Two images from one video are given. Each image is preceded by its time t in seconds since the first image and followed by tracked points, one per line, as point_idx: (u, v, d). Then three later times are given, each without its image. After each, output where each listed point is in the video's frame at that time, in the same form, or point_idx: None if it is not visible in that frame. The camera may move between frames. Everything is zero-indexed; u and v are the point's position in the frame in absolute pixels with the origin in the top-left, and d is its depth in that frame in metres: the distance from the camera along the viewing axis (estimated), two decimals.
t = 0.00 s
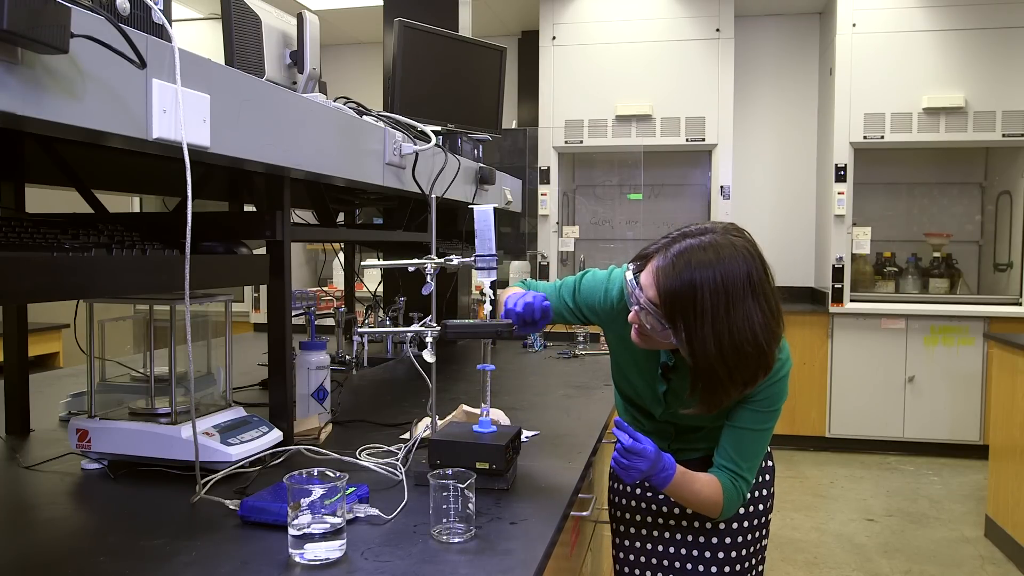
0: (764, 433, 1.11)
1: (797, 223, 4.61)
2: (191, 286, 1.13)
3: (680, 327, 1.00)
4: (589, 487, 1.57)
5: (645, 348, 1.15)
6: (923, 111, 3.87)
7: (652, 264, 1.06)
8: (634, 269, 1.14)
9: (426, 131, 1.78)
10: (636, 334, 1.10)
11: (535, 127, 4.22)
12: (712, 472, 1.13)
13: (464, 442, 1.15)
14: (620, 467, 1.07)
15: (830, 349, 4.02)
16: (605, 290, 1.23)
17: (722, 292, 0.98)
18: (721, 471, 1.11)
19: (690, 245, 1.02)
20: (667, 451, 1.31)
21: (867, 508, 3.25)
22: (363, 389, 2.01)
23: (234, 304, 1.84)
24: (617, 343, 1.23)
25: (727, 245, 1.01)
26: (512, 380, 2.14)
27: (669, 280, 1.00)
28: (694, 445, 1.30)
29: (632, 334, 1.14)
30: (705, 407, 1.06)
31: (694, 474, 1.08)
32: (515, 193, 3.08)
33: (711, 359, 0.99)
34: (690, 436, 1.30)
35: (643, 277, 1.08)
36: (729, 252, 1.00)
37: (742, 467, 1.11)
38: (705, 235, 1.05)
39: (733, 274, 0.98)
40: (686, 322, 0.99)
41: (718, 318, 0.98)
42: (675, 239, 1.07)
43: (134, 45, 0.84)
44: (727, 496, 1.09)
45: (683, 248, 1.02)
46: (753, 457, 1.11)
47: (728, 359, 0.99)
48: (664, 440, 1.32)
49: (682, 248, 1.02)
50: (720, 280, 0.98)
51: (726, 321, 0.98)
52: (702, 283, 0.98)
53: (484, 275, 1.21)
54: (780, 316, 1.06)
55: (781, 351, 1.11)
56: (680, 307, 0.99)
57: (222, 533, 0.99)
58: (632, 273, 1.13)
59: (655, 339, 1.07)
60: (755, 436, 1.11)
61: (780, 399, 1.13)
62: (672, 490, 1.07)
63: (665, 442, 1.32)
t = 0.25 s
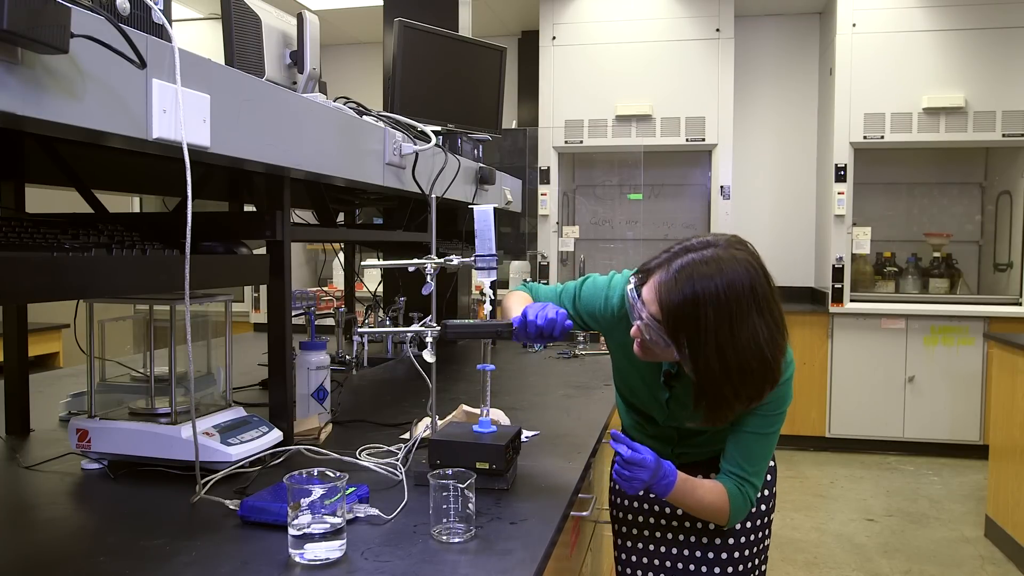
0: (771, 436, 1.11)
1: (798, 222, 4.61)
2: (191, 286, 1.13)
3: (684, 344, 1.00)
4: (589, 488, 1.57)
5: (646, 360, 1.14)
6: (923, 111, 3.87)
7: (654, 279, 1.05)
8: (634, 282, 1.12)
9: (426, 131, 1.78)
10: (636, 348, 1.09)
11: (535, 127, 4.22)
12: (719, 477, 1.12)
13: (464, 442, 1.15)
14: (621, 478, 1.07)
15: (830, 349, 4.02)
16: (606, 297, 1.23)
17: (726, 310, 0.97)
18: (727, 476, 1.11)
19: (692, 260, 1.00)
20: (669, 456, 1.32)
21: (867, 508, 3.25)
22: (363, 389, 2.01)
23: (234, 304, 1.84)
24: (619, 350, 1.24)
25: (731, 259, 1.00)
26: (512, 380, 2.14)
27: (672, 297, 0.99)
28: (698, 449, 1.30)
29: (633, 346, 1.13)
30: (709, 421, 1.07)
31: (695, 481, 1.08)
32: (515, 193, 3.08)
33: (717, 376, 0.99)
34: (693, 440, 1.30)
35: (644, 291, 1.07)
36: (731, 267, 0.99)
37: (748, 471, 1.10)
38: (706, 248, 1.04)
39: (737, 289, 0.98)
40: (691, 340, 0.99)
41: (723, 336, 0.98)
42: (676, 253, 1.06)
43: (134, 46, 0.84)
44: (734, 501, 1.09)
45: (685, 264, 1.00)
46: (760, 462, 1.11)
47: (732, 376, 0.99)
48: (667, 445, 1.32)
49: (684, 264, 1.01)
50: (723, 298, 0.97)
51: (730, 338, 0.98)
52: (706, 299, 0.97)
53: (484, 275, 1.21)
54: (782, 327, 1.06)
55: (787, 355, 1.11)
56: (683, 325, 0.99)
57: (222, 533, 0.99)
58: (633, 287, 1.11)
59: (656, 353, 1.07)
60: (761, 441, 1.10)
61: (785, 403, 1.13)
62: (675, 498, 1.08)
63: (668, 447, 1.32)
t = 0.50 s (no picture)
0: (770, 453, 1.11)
1: (798, 222, 4.61)
2: (191, 285, 1.13)
3: (682, 386, 0.99)
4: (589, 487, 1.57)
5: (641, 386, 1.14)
6: (923, 111, 3.87)
7: (655, 316, 1.03)
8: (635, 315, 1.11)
9: (426, 131, 1.78)
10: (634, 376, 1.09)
11: (535, 127, 4.22)
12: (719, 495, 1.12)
13: (464, 441, 1.15)
14: (624, 508, 1.07)
15: (830, 349, 4.02)
16: (603, 318, 1.26)
17: (726, 358, 0.95)
18: (726, 493, 1.11)
19: (694, 301, 0.98)
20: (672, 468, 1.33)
21: (867, 509, 3.25)
22: (363, 389, 2.01)
23: (234, 305, 1.84)
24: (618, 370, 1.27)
25: (734, 301, 0.97)
26: (513, 380, 2.14)
27: (671, 339, 0.98)
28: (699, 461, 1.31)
29: (630, 373, 1.13)
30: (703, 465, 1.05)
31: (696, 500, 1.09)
32: (515, 193, 3.08)
33: (713, 421, 0.97)
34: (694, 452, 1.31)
35: (643, 325, 1.06)
36: (736, 311, 0.97)
37: (745, 489, 1.10)
38: (710, 287, 1.02)
39: (738, 333, 0.96)
40: (689, 384, 0.97)
41: (721, 383, 0.96)
42: (679, 290, 1.04)
43: (134, 46, 0.85)
44: (733, 518, 1.09)
45: (687, 305, 0.98)
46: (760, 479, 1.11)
47: (729, 423, 0.98)
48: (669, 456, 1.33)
49: (686, 304, 0.99)
50: (724, 342, 0.96)
51: (729, 384, 0.96)
52: (706, 343, 0.96)
53: (484, 275, 1.21)
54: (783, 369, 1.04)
55: (787, 376, 1.10)
56: (682, 368, 0.97)
57: (222, 533, 0.99)
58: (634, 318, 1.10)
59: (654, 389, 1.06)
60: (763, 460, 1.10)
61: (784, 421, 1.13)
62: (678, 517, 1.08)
63: (668, 457, 1.33)
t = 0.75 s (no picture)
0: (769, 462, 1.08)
1: (798, 222, 4.61)
2: (191, 285, 1.13)
3: (680, 406, 0.99)
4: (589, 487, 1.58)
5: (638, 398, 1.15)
6: (923, 111, 3.87)
7: (654, 333, 1.04)
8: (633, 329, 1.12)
9: (425, 131, 1.79)
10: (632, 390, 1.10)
11: (535, 127, 4.22)
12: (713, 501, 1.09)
13: (465, 441, 1.15)
14: (616, 505, 1.10)
15: (830, 349, 4.02)
16: (602, 327, 1.26)
17: (724, 378, 0.95)
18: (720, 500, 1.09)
19: (693, 320, 0.99)
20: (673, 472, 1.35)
21: (867, 509, 3.25)
22: (363, 389, 2.01)
23: (234, 305, 1.85)
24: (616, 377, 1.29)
25: (734, 323, 0.97)
26: (512, 380, 2.14)
27: (669, 357, 0.98)
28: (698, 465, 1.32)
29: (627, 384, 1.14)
30: (702, 487, 1.05)
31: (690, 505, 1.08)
32: (515, 193, 3.08)
33: (710, 445, 0.97)
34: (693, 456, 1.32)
35: (643, 341, 1.06)
36: (735, 332, 0.97)
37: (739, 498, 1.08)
38: (710, 307, 1.02)
39: (737, 357, 0.96)
40: (686, 404, 0.97)
41: (719, 404, 0.96)
42: (681, 308, 1.04)
43: (134, 46, 0.85)
44: (724, 527, 1.08)
45: (687, 323, 0.99)
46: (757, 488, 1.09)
47: (727, 445, 0.97)
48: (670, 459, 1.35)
49: (685, 323, 0.99)
50: (723, 363, 0.95)
51: (727, 405, 0.96)
52: (704, 365, 0.96)
53: (484, 275, 1.21)
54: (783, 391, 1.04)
55: (785, 387, 1.10)
56: (680, 387, 0.98)
57: (222, 533, 0.99)
58: (632, 333, 1.11)
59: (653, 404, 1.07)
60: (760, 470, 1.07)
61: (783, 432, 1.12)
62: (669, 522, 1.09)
63: (669, 460, 1.35)
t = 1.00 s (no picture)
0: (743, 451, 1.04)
1: (798, 222, 4.61)
2: (191, 285, 1.13)
3: (675, 385, 0.99)
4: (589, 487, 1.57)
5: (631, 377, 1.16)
6: (923, 111, 3.87)
7: (654, 310, 1.04)
8: (633, 305, 1.12)
9: (426, 131, 1.79)
10: (626, 368, 1.11)
11: (535, 127, 4.22)
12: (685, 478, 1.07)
13: (465, 441, 1.15)
14: (581, 406, 1.03)
15: (831, 348, 4.02)
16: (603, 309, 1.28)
17: (721, 360, 0.95)
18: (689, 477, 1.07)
19: (694, 301, 0.99)
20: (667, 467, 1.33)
21: (867, 508, 3.25)
22: (363, 389, 2.01)
23: (234, 305, 1.85)
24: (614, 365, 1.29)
25: (734, 306, 0.98)
26: (512, 380, 2.14)
27: (667, 335, 0.99)
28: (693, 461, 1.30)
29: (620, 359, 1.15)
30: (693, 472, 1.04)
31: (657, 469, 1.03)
32: (515, 193, 3.08)
33: (705, 428, 0.97)
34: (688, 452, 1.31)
35: (642, 320, 1.06)
36: (735, 315, 0.97)
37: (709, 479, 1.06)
38: (712, 291, 1.02)
39: (735, 340, 0.96)
40: (681, 383, 0.98)
41: (714, 385, 0.96)
42: (683, 290, 1.04)
43: (135, 46, 0.85)
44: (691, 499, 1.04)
45: (687, 303, 0.99)
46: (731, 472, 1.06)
47: (721, 429, 0.97)
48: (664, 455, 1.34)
49: (686, 302, 0.99)
50: (720, 345, 0.95)
51: (722, 388, 0.96)
52: (701, 346, 0.96)
53: (484, 275, 1.21)
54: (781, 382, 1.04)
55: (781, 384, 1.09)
56: (676, 366, 0.98)
57: (223, 533, 1.00)
58: (632, 309, 1.11)
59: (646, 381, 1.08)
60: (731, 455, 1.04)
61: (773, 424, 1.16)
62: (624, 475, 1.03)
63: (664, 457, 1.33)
